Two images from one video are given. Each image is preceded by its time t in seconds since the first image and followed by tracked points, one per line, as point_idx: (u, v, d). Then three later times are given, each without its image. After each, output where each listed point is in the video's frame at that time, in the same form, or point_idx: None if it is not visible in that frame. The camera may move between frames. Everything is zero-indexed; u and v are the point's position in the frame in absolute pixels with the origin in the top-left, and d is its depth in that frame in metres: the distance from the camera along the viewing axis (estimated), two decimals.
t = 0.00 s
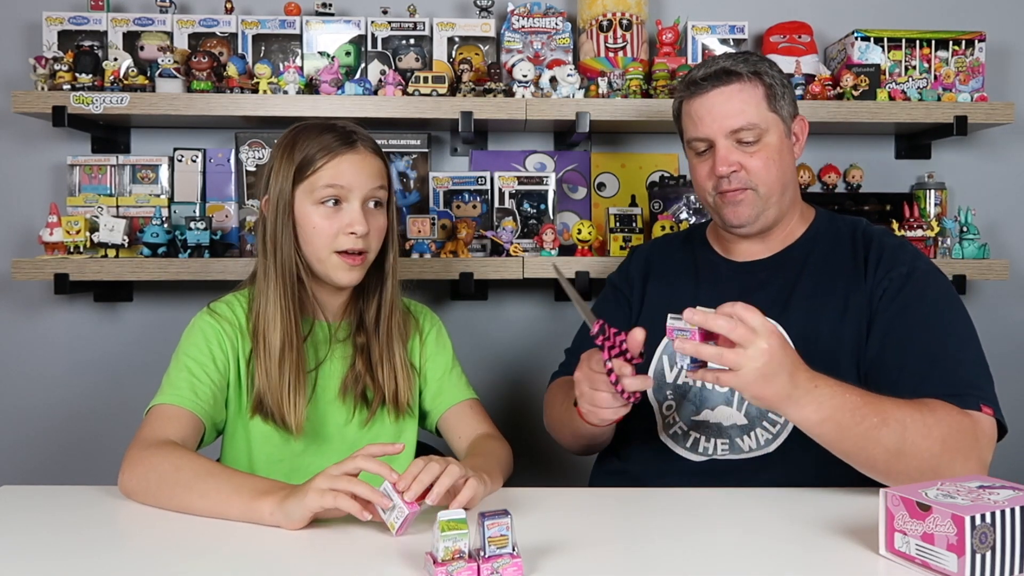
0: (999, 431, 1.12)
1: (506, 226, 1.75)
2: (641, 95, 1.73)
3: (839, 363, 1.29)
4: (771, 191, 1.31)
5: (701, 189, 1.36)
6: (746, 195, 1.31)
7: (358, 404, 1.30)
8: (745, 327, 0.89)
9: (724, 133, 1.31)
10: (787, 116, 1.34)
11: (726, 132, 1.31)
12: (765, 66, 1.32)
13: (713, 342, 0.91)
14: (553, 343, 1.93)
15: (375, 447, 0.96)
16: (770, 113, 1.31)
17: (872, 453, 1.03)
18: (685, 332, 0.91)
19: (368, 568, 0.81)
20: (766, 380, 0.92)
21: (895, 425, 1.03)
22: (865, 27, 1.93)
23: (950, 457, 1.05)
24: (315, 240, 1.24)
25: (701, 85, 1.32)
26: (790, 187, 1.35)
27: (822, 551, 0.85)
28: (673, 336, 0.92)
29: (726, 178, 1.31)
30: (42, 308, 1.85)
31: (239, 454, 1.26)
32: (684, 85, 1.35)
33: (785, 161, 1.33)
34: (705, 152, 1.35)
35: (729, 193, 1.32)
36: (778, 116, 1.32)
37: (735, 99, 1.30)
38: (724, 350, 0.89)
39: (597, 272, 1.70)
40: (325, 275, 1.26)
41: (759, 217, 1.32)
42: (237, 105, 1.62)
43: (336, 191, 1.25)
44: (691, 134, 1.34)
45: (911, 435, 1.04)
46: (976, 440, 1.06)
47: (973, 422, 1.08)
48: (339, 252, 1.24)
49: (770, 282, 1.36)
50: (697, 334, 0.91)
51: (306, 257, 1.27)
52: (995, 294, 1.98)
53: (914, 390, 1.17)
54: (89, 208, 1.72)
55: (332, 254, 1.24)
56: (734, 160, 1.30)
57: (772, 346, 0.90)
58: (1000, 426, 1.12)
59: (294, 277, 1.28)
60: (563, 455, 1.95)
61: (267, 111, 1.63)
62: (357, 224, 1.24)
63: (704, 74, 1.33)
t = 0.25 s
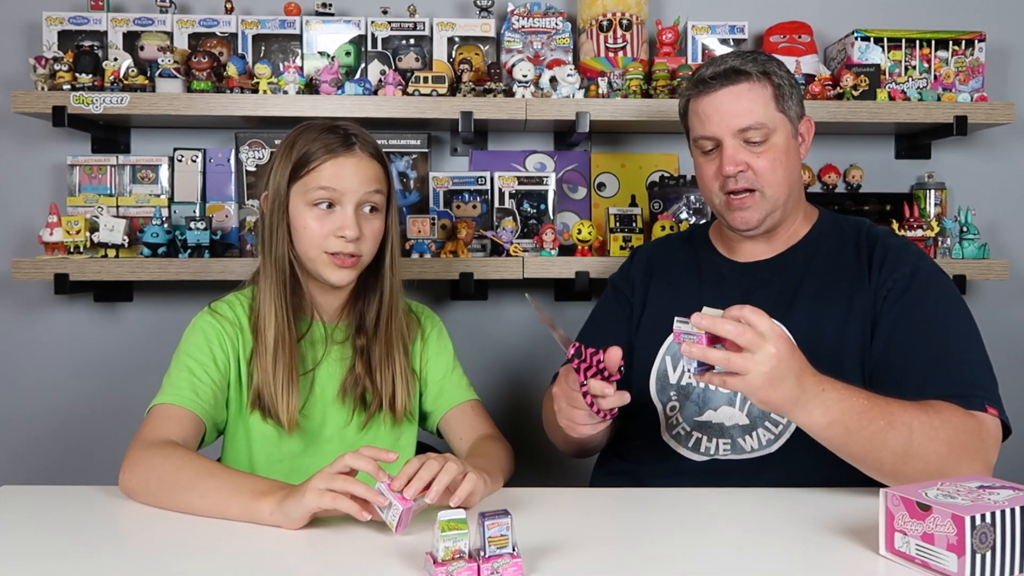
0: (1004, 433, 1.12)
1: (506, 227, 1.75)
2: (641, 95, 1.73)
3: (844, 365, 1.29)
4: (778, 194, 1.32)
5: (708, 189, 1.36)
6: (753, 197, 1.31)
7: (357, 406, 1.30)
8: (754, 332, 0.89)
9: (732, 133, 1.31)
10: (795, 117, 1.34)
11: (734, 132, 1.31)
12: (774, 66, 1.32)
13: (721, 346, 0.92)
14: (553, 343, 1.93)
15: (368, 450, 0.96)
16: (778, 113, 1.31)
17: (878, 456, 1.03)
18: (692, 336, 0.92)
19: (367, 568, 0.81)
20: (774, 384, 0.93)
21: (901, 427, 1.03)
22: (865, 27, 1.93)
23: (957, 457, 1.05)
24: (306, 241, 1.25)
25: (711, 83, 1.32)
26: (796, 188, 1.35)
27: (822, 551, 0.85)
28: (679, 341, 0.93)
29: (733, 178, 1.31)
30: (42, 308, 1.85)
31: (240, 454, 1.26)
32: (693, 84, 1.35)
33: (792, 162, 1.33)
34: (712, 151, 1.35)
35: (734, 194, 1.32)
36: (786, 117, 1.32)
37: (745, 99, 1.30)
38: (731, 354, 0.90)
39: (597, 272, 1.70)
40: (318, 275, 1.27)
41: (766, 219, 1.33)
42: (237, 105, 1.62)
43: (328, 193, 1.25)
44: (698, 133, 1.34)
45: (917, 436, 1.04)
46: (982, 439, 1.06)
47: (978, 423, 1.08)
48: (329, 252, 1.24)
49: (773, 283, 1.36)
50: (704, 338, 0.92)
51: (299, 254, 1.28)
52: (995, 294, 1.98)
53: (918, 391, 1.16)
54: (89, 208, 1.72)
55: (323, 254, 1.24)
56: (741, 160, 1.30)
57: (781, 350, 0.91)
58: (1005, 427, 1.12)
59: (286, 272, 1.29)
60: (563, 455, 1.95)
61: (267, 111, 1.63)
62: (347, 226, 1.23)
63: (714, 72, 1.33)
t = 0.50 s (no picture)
0: (1005, 433, 1.12)
1: (506, 227, 1.75)
2: (641, 95, 1.73)
3: (845, 364, 1.29)
4: (781, 194, 1.32)
5: (710, 189, 1.36)
6: (755, 195, 1.31)
7: (357, 408, 1.31)
8: (754, 332, 0.89)
9: (737, 132, 1.31)
10: (799, 117, 1.34)
11: (738, 131, 1.31)
12: (779, 66, 1.32)
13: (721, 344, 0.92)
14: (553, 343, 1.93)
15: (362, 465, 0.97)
16: (782, 113, 1.31)
17: (878, 457, 1.03)
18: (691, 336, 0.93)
19: (367, 568, 0.81)
20: (773, 385, 0.93)
21: (902, 427, 1.03)
22: (865, 27, 1.93)
23: (957, 458, 1.05)
24: (316, 239, 1.24)
25: (715, 82, 1.32)
26: (799, 188, 1.35)
27: (822, 551, 0.85)
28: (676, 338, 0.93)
29: (736, 177, 1.31)
30: (42, 307, 1.85)
31: (239, 455, 1.26)
32: (698, 82, 1.35)
33: (795, 161, 1.33)
34: (716, 150, 1.35)
35: (738, 193, 1.32)
36: (790, 117, 1.32)
37: (749, 98, 1.30)
38: (731, 353, 0.91)
39: (597, 272, 1.70)
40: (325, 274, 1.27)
41: (768, 217, 1.32)
42: (237, 105, 1.62)
43: (340, 192, 1.25)
44: (703, 131, 1.34)
45: (918, 437, 1.04)
46: (983, 440, 1.06)
47: (979, 423, 1.08)
48: (340, 251, 1.24)
49: (775, 283, 1.36)
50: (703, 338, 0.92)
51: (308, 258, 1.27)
52: (995, 294, 1.98)
53: (920, 392, 1.17)
54: (89, 208, 1.72)
55: (333, 253, 1.24)
56: (745, 158, 1.30)
57: (780, 350, 0.91)
58: (1006, 428, 1.12)
59: (301, 278, 1.27)
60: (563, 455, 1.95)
61: (267, 111, 1.63)
62: (359, 225, 1.24)
63: (719, 71, 1.33)
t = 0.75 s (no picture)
0: (1005, 433, 1.12)
1: (506, 227, 1.75)
2: (641, 95, 1.73)
3: (846, 364, 1.29)
4: (770, 192, 1.31)
5: (705, 187, 1.37)
6: (745, 193, 1.31)
7: (356, 407, 1.31)
8: (750, 337, 0.90)
9: (725, 131, 1.31)
10: (794, 118, 1.33)
11: (727, 130, 1.31)
12: (773, 66, 1.32)
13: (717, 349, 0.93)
14: (553, 343, 1.93)
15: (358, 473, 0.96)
16: (775, 114, 1.31)
17: (878, 458, 1.03)
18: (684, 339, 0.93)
19: (367, 568, 0.80)
20: (771, 388, 0.93)
21: (901, 428, 1.04)
22: (865, 27, 1.93)
23: (957, 458, 1.05)
24: (311, 239, 1.24)
25: (708, 81, 1.33)
26: (795, 188, 1.35)
27: (822, 551, 0.85)
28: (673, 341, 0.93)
29: (724, 175, 1.31)
30: (42, 307, 1.85)
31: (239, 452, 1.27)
32: (692, 81, 1.36)
33: (787, 162, 1.32)
34: (709, 149, 1.35)
35: (727, 191, 1.32)
36: (783, 117, 1.31)
37: (740, 98, 1.30)
38: (729, 356, 0.90)
39: (597, 272, 1.70)
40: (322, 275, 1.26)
41: (758, 216, 1.32)
42: (237, 105, 1.62)
43: (335, 192, 1.25)
44: (696, 130, 1.35)
45: (917, 438, 1.04)
46: (983, 440, 1.06)
47: (980, 423, 1.08)
48: (334, 251, 1.23)
49: (775, 284, 1.36)
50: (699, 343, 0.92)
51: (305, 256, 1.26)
52: (995, 294, 1.98)
53: (920, 392, 1.16)
54: (89, 208, 1.72)
55: (328, 254, 1.24)
56: (733, 157, 1.30)
57: (775, 354, 0.91)
58: (1006, 428, 1.12)
59: (297, 278, 1.27)
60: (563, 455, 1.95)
61: (267, 111, 1.63)
62: (354, 227, 1.23)
63: (711, 71, 1.34)
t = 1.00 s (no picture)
0: (1006, 434, 1.12)
1: (506, 226, 1.75)
2: (641, 95, 1.73)
3: (846, 365, 1.29)
4: (771, 194, 1.32)
5: (704, 188, 1.37)
6: (745, 195, 1.32)
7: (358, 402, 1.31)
8: (750, 344, 0.90)
9: (724, 132, 1.31)
10: (793, 119, 1.33)
11: (727, 131, 1.31)
12: (773, 66, 1.32)
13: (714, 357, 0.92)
14: (553, 343, 1.93)
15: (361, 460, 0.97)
16: (774, 114, 1.30)
17: (878, 459, 1.03)
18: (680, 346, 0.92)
19: (367, 568, 0.81)
20: (771, 393, 0.93)
21: (901, 430, 1.04)
22: (865, 27, 1.93)
23: (957, 459, 1.05)
24: (316, 235, 1.24)
25: (707, 81, 1.32)
26: (795, 188, 1.35)
27: (822, 551, 0.85)
28: (671, 351, 0.92)
29: (723, 176, 1.31)
30: (42, 308, 1.85)
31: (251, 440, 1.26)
32: (692, 81, 1.36)
33: (786, 163, 1.32)
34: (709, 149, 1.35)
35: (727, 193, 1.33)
36: (783, 118, 1.31)
37: (738, 98, 1.30)
38: (728, 366, 0.90)
39: (597, 272, 1.70)
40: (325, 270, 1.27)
41: (758, 217, 1.32)
42: (237, 105, 1.62)
43: (339, 188, 1.24)
44: (696, 130, 1.35)
45: (917, 439, 1.04)
46: (983, 440, 1.06)
47: (980, 424, 1.08)
48: (338, 248, 1.23)
49: (775, 284, 1.36)
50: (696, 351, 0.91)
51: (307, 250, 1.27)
52: (995, 294, 1.98)
53: (920, 393, 1.17)
54: (89, 208, 1.72)
55: (332, 250, 1.24)
56: (732, 158, 1.30)
57: (775, 359, 0.91)
58: (1006, 428, 1.12)
59: (297, 270, 1.28)
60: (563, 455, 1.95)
61: (267, 111, 1.63)
62: (358, 223, 1.23)
63: (710, 71, 1.34)
